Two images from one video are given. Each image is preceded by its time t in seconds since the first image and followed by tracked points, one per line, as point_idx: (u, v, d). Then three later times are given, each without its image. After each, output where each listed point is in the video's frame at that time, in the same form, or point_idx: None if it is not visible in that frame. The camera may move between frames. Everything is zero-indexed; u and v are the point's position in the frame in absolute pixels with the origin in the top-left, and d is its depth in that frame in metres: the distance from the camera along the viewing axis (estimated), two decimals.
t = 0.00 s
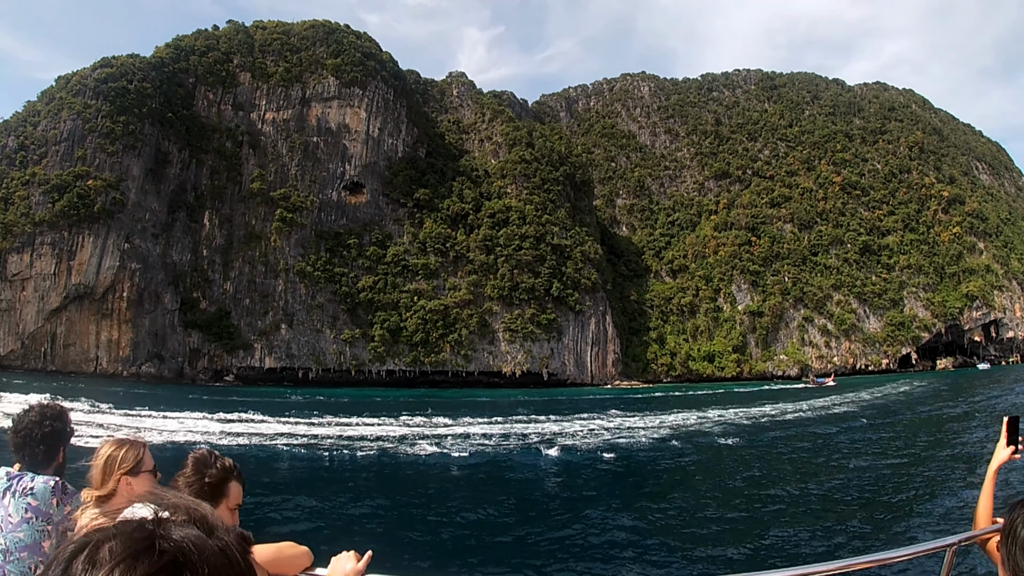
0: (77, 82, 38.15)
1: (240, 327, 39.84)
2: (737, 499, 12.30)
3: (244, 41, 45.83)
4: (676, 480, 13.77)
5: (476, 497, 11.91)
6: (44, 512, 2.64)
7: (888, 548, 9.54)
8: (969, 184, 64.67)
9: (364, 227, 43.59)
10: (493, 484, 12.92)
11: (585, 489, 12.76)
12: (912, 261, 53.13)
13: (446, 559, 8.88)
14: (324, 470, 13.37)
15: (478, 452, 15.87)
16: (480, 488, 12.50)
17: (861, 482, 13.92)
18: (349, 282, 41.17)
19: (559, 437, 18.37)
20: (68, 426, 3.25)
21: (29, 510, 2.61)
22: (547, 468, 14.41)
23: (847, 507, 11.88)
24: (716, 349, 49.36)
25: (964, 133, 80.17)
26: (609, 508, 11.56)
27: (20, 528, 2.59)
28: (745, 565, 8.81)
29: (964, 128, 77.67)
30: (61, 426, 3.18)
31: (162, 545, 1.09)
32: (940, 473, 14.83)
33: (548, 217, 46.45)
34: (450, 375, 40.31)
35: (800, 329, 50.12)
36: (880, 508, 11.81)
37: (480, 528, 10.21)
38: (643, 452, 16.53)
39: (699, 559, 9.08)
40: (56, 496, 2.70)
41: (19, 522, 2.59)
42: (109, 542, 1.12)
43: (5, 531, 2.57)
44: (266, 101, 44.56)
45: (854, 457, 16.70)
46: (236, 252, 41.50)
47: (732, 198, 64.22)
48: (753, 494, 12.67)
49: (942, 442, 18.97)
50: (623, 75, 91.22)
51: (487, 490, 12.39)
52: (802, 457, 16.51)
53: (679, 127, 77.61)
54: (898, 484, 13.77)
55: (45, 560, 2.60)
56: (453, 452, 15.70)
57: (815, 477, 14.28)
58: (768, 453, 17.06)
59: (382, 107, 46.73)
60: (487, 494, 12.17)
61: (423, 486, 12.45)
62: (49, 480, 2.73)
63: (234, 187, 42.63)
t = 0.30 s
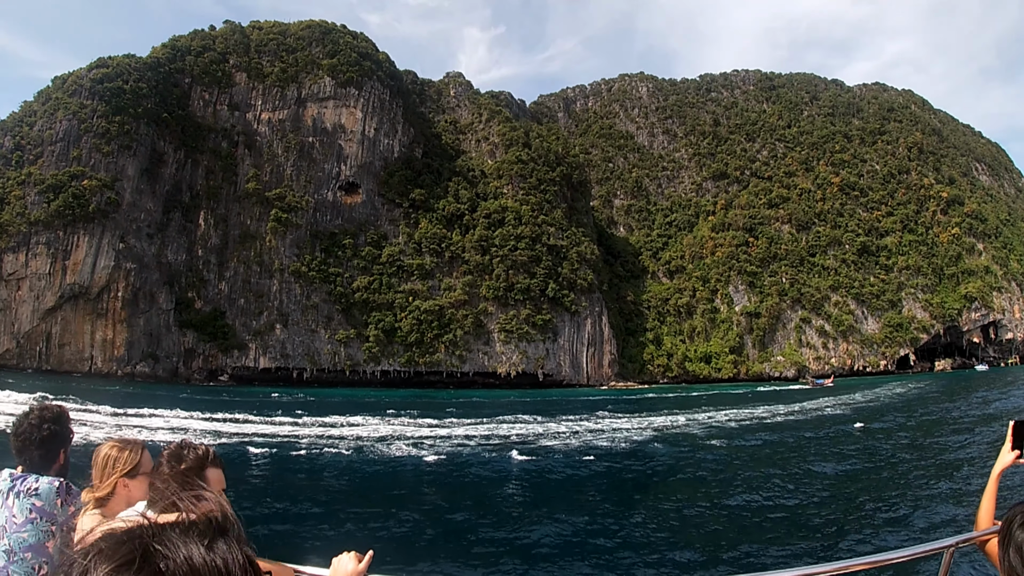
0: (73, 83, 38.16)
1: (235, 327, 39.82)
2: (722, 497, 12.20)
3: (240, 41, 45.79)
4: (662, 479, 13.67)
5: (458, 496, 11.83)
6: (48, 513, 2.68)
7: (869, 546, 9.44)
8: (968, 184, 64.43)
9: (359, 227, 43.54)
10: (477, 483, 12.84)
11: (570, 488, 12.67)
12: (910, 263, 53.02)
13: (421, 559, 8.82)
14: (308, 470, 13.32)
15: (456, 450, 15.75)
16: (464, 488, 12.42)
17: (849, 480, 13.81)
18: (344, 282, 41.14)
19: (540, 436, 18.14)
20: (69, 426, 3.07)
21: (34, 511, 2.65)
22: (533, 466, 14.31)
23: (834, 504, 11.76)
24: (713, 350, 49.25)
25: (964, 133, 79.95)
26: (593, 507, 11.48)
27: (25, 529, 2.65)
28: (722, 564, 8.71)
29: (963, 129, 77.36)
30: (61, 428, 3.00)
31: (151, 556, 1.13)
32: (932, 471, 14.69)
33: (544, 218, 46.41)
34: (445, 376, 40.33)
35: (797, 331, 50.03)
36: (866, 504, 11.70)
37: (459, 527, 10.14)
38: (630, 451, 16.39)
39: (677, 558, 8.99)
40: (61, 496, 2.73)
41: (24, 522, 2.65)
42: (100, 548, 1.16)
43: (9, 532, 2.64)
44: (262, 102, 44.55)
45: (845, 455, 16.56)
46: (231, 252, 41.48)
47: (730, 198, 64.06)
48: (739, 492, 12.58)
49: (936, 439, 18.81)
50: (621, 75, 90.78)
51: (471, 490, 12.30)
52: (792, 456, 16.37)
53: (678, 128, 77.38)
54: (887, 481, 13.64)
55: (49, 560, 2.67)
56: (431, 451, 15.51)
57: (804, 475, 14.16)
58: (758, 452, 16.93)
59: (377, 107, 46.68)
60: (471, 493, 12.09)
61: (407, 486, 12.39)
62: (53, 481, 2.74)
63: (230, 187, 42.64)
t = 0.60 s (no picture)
0: (69, 83, 38.19)
1: (229, 327, 39.83)
2: (707, 500, 12.09)
3: (236, 41, 45.74)
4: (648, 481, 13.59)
5: (440, 497, 11.76)
6: (55, 512, 2.82)
7: (850, 551, 9.35)
8: (967, 185, 64.18)
9: (355, 227, 43.50)
10: (460, 484, 12.78)
11: (554, 490, 12.59)
12: (909, 263, 52.85)
13: (396, 561, 8.78)
14: (291, 470, 13.24)
15: (433, 450, 15.64)
16: (447, 489, 12.34)
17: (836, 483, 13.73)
18: (339, 282, 41.09)
19: (521, 437, 17.99)
20: (74, 426, 3.16)
21: (41, 511, 2.78)
22: (519, 468, 14.24)
23: (818, 508, 11.66)
24: (710, 350, 49.13)
25: (963, 134, 79.73)
26: (575, 510, 11.39)
27: (35, 527, 2.78)
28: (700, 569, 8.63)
29: (963, 129, 77.11)
30: (66, 428, 3.07)
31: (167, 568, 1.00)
32: (921, 475, 14.59)
33: (541, 218, 46.32)
34: (440, 376, 40.28)
35: (795, 331, 49.90)
36: (850, 510, 11.61)
37: (438, 529, 10.08)
38: (615, 453, 16.30)
39: (654, 564, 8.90)
40: (67, 496, 2.87)
41: (31, 522, 2.78)
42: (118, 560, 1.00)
43: (18, 531, 2.76)
44: (258, 101, 44.47)
45: (833, 458, 16.48)
46: (226, 251, 41.50)
47: (728, 199, 63.87)
48: (723, 495, 12.51)
49: (927, 443, 18.69)
50: (620, 75, 90.56)
51: (453, 491, 12.24)
52: (780, 458, 16.28)
53: (676, 128, 77.11)
54: (875, 485, 13.54)
55: (57, 558, 2.79)
56: (407, 452, 15.37)
57: (791, 478, 14.07)
58: (747, 454, 16.83)
59: (373, 107, 46.62)
60: (453, 494, 12.02)
61: (389, 487, 12.32)
62: (60, 481, 2.88)
63: (225, 187, 42.59)
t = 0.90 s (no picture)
0: (65, 82, 38.21)
1: (224, 325, 39.84)
2: (689, 503, 12.01)
3: (233, 40, 45.72)
4: (630, 482, 13.50)
5: (420, 497, 11.69)
6: (58, 511, 2.73)
7: (828, 556, 9.25)
8: (967, 185, 63.87)
9: (350, 226, 43.44)
10: (441, 484, 12.71)
11: (535, 491, 12.52)
12: (908, 264, 52.66)
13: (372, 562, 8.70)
14: (272, 470, 13.18)
15: (406, 450, 15.62)
16: (427, 490, 12.27)
17: (821, 486, 13.63)
18: (334, 281, 41.05)
19: (500, 437, 17.93)
20: (75, 426, 3.17)
21: (43, 509, 2.70)
22: (500, 469, 14.17)
23: (800, 511, 11.56)
24: (706, 350, 49.01)
25: (963, 134, 79.43)
26: (554, 511, 11.31)
27: (37, 527, 2.68)
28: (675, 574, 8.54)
29: (962, 129, 76.80)
30: (68, 428, 3.09)
31: None
32: (909, 479, 14.47)
33: (537, 217, 46.21)
34: (434, 375, 40.24)
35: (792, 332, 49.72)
36: (833, 513, 11.52)
37: (415, 529, 9.99)
38: (597, 454, 16.23)
39: (631, 566, 8.82)
40: (70, 495, 2.79)
41: (34, 521, 2.69)
42: None
43: (21, 531, 2.68)
44: (254, 100, 44.46)
45: (819, 460, 16.39)
46: (221, 250, 41.49)
47: (726, 198, 63.67)
48: (705, 497, 12.43)
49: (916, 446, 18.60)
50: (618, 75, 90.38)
51: (433, 491, 12.17)
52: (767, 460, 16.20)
53: (674, 128, 76.89)
54: (859, 488, 13.45)
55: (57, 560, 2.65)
56: (382, 451, 15.34)
57: (777, 481, 13.97)
58: (737, 456, 16.74)
59: (369, 106, 46.56)
60: (433, 495, 11.95)
61: (369, 487, 12.25)
62: (62, 480, 2.82)
63: (221, 186, 42.57)
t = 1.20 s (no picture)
0: (61, 81, 38.13)
1: (218, 325, 39.82)
2: (663, 504, 12.00)
3: (229, 39, 45.71)
4: (607, 483, 13.49)
5: (393, 497, 11.69)
6: (56, 512, 2.74)
7: (797, 556, 9.22)
8: (965, 186, 63.68)
9: (345, 226, 43.42)
10: (417, 484, 12.71)
11: (510, 491, 12.51)
12: (905, 265, 52.52)
13: (347, 559, 8.69)
14: (248, 469, 13.19)
15: (380, 450, 15.60)
16: (401, 489, 12.25)
17: (798, 487, 13.61)
18: (328, 280, 40.99)
19: (478, 438, 17.93)
20: (75, 425, 3.20)
21: (42, 510, 2.70)
22: (477, 469, 14.16)
23: (775, 512, 11.54)
24: (703, 352, 48.96)
25: (961, 135, 79.35)
26: (527, 512, 11.30)
27: (34, 528, 2.68)
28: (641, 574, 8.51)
29: (961, 130, 76.63)
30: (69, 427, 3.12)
31: None
32: (893, 479, 14.48)
33: (533, 217, 46.15)
34: (429, 375, 40.21)
35: (789, 333, 49.66)
36: (813, 514, 11.53)
37: (386, 528, 9.99)
38: (576, 455, 16.22)
39: (606, 564, 8.83)
40: (68, 497, 2.79)
41: (32, 522, 2.69)
42: None
43: (18, 531, 2.67)
44: (250, 100, 44.43)
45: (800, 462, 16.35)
46: (215, 250, 41.49)
47: (723, 199, 63.54)
48: (679, 498, 12.42)
49: (900, 447, 18.55)
50: (616, 75, 90.13)
51: (408, 491, 12.17)
52: (752, 461, 16.23)
53: (672, 128, 76.73)
54: (837, 490, 13.42)
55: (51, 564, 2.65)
56: (356, 451, 15.31)
57: (761, 481, 13.98)
58: (722, 456, 16.80)
59: (365, 105, 46.55)
60: (407, 495, 11.95)
61: (344, 486, 12.26)
62: (60, 482, 2.82)
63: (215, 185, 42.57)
